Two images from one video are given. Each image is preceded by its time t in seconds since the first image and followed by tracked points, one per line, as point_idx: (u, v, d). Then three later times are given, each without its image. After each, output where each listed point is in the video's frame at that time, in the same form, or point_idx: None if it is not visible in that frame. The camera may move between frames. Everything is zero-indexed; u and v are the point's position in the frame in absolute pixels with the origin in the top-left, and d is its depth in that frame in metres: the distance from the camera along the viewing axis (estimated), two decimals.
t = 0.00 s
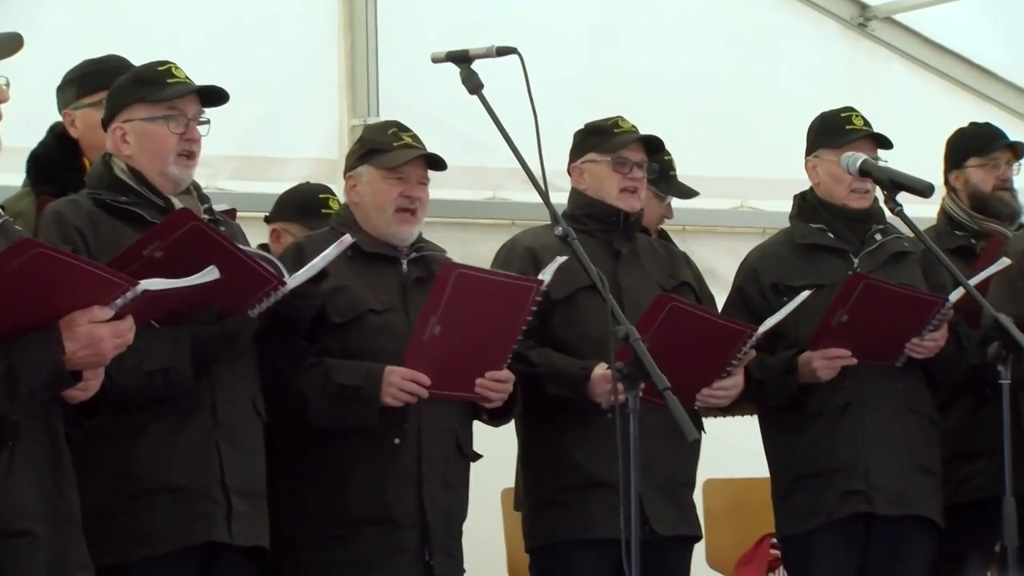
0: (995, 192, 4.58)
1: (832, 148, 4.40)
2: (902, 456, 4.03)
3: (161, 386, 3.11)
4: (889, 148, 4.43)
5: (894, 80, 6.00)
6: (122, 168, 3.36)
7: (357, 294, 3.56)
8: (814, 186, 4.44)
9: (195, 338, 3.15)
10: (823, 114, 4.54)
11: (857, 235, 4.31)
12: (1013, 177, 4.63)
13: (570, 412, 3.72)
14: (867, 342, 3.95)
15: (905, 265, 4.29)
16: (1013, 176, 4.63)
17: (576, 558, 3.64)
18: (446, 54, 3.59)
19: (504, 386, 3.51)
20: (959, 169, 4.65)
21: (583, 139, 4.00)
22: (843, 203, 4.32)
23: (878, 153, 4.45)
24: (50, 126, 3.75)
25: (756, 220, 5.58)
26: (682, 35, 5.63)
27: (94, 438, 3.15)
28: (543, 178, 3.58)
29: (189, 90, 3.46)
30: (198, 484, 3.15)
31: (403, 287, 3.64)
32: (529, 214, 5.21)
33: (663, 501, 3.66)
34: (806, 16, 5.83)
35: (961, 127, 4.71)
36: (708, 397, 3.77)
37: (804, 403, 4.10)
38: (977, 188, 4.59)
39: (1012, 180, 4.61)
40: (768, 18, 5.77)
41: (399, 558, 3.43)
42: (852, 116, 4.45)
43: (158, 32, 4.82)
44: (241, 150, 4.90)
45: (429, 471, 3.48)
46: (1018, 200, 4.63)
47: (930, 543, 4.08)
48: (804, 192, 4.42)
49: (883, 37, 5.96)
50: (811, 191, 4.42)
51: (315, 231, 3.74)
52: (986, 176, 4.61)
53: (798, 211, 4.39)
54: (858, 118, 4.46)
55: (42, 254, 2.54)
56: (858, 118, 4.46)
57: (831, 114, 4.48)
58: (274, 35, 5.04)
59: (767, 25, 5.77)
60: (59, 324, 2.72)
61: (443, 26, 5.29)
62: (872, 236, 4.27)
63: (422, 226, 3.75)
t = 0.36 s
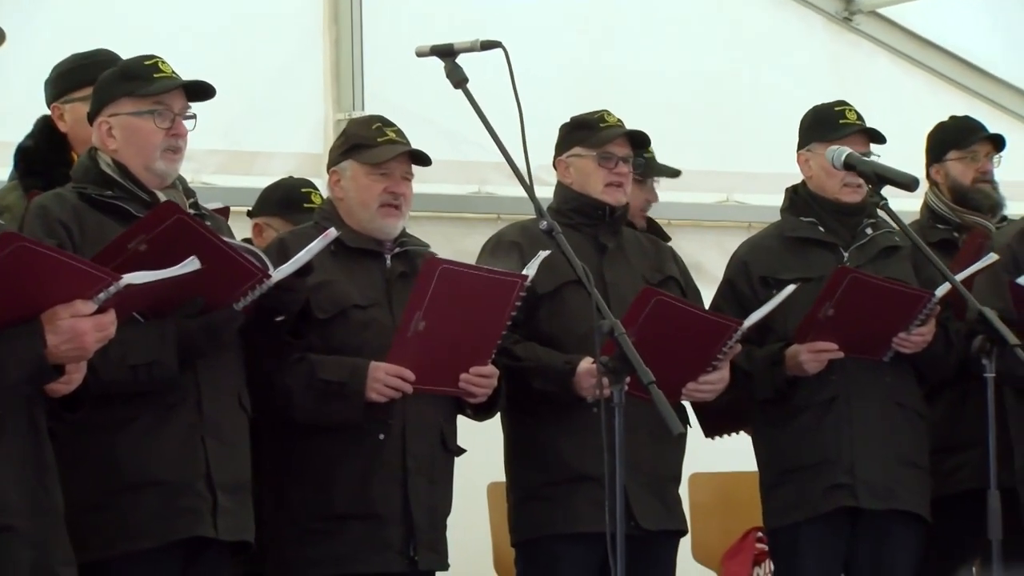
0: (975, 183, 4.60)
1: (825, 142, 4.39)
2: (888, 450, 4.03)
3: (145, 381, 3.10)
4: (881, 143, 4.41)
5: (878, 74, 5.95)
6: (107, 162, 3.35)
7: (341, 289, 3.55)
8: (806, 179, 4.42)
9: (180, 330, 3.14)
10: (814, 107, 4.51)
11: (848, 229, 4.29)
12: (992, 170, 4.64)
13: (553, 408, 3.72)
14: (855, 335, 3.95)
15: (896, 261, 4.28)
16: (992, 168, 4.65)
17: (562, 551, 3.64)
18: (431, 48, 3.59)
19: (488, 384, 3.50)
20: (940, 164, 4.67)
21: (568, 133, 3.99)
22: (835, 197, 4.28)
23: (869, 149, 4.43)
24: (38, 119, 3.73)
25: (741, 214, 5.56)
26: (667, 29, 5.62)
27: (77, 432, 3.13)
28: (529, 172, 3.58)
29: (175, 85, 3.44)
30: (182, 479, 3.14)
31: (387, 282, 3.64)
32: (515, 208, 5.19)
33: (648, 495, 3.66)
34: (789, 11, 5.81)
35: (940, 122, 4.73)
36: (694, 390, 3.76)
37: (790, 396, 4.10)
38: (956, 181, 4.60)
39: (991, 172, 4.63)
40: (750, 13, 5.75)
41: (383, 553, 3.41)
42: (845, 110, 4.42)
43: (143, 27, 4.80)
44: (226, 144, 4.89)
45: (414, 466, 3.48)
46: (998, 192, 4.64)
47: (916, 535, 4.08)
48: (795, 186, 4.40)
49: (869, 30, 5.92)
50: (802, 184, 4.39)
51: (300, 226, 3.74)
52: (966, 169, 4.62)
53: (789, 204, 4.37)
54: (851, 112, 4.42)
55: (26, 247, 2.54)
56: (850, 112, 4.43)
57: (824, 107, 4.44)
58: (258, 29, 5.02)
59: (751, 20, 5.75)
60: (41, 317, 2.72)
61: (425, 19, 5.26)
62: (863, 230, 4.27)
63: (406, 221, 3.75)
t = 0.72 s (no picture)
0: (956, 188, 4.66)
1: (816, 142, 4.38)
2: (877, 449, 4.03)
3: (132, 380, 3.09)
4: (871, 143, 4.40)
5: (867, 74, 5.94)
6: (94, 161, 3.30)
7: (330, 288, 3.55)
8: (797, 180, 4.42)
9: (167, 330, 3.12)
10: (805, 107, 4.51)
11: (839, 228, 4.29)
12: (974, 174, 4.71)
13: (541, 407, 3.72)
14: (844, 335, 3.95)
15: (886, 260, 4.28)
16: (973, 172, 4.71)
17: (549, 551, 3.64)
18: (419, 47, 3.58)
19: (479, 379, 3.50)
20: (922, 168, 4.73)
21: (553, 134, 3.99)
22: (826, 197, 4.28)
23: (860, 148, 4.41)
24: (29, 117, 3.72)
25: (730, 213, 5.55)
26: (656, 29, 5.62)
27: (63, 432, 3.12)
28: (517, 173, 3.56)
29: (168, 88, 3.37)
30: (169, 478, 3.14)
31: (375, 282, 3.64)
32: (504, 207, 5.18)
33: (636, 495, 3.66)
34: (779, 11, 5.80)
35: (922, 127, 4.78)
36: (681, 392, 3.77)
37: (779, 396, 4.10)
38: (938, 186, 4.67)
39: (973, 176, 4.69)
40: (739, 13, 5.74)
41: (371, 553, 3.40)
42: (835, 110, 4.41)
43: (133, 27, 4.80)
44: (215, 143, 4.88)
45: (402, 465, 3.47)
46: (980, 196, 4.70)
47: (905, 535, 4.08)
48: (786, 188, 4.39)
49: (858, 30, 5.92)
50: (793, 184, 4.39)
51: (288, 226, 3.74)
52: (948, 173, 4.68)
53: (780, 205, 4.37)
54: (841, 112, 4.42)
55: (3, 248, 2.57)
56: (840, 112, 4.42)
57: (814, 108, 4.44)
58: (246, 28, 5.01)
59: (739, 20, 5.74)
60: (21, 322, 2.74)
61: (414, 19, 5.25)
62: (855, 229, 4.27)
63: (394, 220, 3.75)
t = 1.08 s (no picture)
0: (938, 188, 4.67)
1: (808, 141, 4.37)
2: (868, 448, 4.03)
3: (121, 379, 3.08)
4: (864, 141, 4.39)
5: (857, 73, 5.95)
6: (84, 161, 3.25)
7: (321, 288, 3.55)
8: (790, 178, 4.40)
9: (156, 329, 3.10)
10: (800, 105, 4.48)
11: (831, 227, 4.30)
12: (956, 173, 4.72)
13: (531, 406, 3.72)
14: (834, 333, 3.95)
15: (878, 259, 4.28)
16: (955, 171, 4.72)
17: (539, 550, 3.63)
18: (409, 47, 3.58)
19: (472, 374, 3.50)
20: (903, 167, 4.75)
21: (544, 133, 3.98)
22: (819, 196, 4.27)
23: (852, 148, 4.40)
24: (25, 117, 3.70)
25: (720, 213, 5.55)
26: (646, 28, 5.62)
27: (51, 432, 3.11)
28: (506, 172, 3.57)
29: (160, 89, 3.31)
30: (158, 478, 3.13)
31: (366, 282, 3.63)
32: (494, 206, 5.18)
33: (628, 495, 3.66)
34: (768, 11, 5.81)
35: (903, 127, 4.80)
36: (672, 391, 3.76)
37: (770, 394, 4.09)
38: (920, 186, 4.68)
39: (955, 175, 4.70)
40: (729, 13, 5.74)
41: (361, 553, 3.40)
42: (827, 109, 4.39)
43: (123, 26, 4.79)
44: (205, 143, 4.88)
45: (393, 465, 3.47)
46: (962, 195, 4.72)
47: (895, 534, 4.08)
48: (779, 184, 4.39)
49: (848, 29, 5.92)
50: (787, 183, 4.37)
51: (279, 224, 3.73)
52: (929, 173, 4.69)
53: (772, 204, 4.36)
54: (833, 110, 4.40)
55: None
56: (833, 111, 4.40)
57: (806, 107, 4.43)
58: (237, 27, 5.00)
59: (729, 19, 5.74)
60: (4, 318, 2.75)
61: (403, 18, 5.24)
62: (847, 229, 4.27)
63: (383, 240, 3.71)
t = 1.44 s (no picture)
0: (919, 190, 4.70)
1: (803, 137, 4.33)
2: (860, 445, 4.03)
3: (111, 376, 3.07)
4: (860, 137, 4.32)
5: (846, 70, 5.95)
6: (73, 158, 3.23)
7: (312, 286, 3.54)
8: (786, 173, 4.34)
9: (147, 329, 3.11)
10: (796, 103, 4.43)
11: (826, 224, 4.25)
12: (940, 175, 4.73)
13: (520, 403, 3.72)
14: (826, 330, 3.93)
15: (872, 257, 4.23)
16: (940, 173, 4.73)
17: (529, 548, 3.63)
18: (398, 44, 3.58)
19: (466, 365, 3.48)
20: (888, 168, 4.78)
21: (535, 129, 3.99)
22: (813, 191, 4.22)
23: (848, 144, 4.33)
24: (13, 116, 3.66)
25: (709, 210, 5.55)
26: (634, 25, 5.62)
27: (41, 430, 3.10)
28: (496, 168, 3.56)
29: (150, 86, 3.30)
30: (148, 476, 3.12)
31: (357, 282, 3.62)
32: (484, 203, 5.17)
33: (620, 493, 3.67)
34: (757, 8, 5.81)
35: (893, 124, 4.82)
36: (661, 391, 3.75)
37: (760, 390, 4.09)
38: (900, 188, 4.72)
39: (939, 178, 4.71)
40: (718, 10, 5.74)
41: (352, 550, 3.39)
42: (824, 105, 4.33)
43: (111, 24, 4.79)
44: (195, 140, 4.88)
45: (384, 463, 3.46)
46: (947, 197, 4.72)
47: (886, 531, 4.08)
48: (776, 179, 4.33)
49: (837, 26, 5.93)
50: (783, 178, 4.32)
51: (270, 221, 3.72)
52: (911, 176, 4.72)
53: (768, 199, 4.30)
54: (830, 106, 4.34)
55: None
56: (829, 107, 4.34)
57: (803, 102, 4.37)
58: (226, 24, 5.00)
59: (718, 16, 5.74)
60: None
61: (393, 13, 5.24)
62: (841, 226, 4.23)
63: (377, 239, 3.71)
